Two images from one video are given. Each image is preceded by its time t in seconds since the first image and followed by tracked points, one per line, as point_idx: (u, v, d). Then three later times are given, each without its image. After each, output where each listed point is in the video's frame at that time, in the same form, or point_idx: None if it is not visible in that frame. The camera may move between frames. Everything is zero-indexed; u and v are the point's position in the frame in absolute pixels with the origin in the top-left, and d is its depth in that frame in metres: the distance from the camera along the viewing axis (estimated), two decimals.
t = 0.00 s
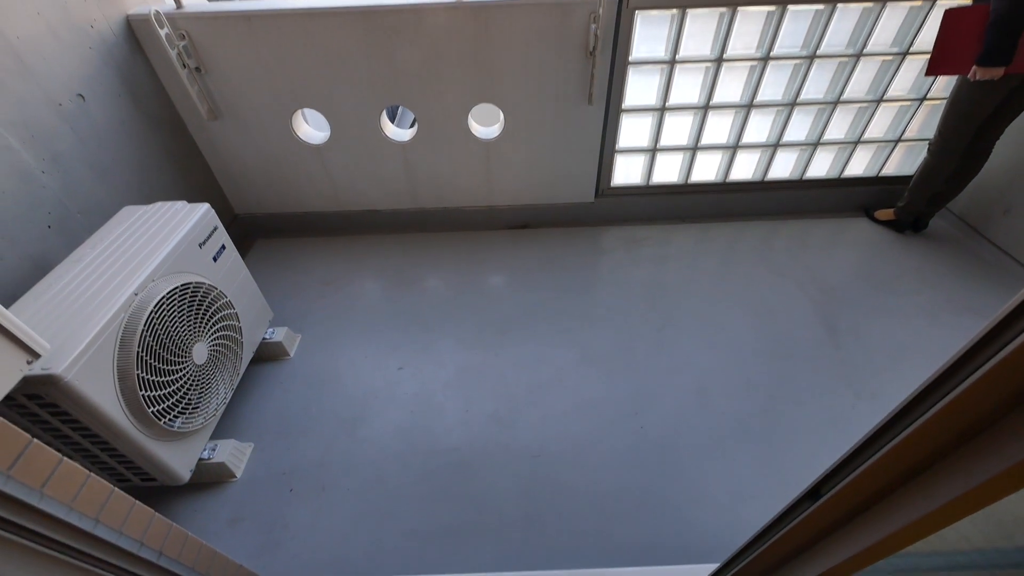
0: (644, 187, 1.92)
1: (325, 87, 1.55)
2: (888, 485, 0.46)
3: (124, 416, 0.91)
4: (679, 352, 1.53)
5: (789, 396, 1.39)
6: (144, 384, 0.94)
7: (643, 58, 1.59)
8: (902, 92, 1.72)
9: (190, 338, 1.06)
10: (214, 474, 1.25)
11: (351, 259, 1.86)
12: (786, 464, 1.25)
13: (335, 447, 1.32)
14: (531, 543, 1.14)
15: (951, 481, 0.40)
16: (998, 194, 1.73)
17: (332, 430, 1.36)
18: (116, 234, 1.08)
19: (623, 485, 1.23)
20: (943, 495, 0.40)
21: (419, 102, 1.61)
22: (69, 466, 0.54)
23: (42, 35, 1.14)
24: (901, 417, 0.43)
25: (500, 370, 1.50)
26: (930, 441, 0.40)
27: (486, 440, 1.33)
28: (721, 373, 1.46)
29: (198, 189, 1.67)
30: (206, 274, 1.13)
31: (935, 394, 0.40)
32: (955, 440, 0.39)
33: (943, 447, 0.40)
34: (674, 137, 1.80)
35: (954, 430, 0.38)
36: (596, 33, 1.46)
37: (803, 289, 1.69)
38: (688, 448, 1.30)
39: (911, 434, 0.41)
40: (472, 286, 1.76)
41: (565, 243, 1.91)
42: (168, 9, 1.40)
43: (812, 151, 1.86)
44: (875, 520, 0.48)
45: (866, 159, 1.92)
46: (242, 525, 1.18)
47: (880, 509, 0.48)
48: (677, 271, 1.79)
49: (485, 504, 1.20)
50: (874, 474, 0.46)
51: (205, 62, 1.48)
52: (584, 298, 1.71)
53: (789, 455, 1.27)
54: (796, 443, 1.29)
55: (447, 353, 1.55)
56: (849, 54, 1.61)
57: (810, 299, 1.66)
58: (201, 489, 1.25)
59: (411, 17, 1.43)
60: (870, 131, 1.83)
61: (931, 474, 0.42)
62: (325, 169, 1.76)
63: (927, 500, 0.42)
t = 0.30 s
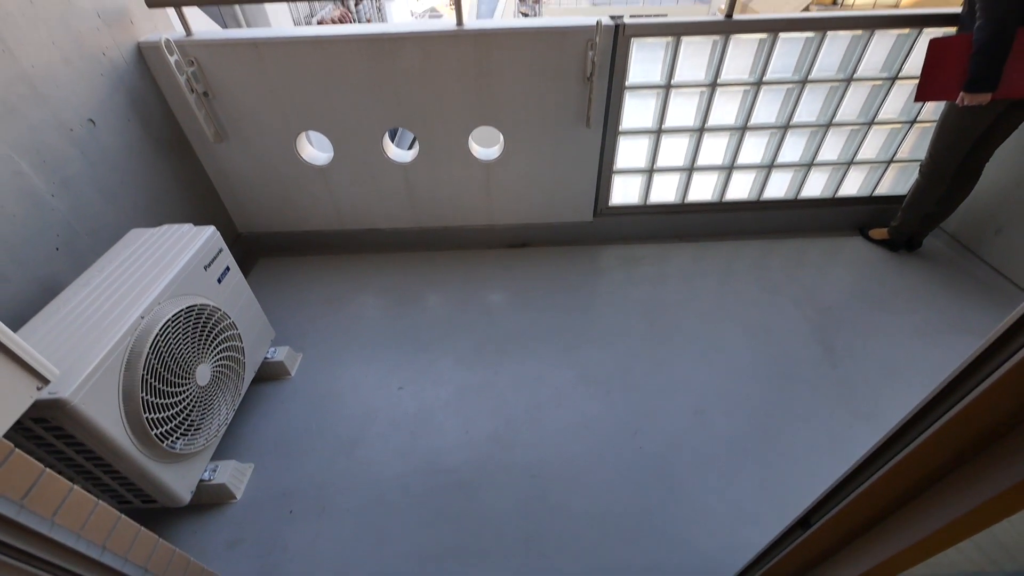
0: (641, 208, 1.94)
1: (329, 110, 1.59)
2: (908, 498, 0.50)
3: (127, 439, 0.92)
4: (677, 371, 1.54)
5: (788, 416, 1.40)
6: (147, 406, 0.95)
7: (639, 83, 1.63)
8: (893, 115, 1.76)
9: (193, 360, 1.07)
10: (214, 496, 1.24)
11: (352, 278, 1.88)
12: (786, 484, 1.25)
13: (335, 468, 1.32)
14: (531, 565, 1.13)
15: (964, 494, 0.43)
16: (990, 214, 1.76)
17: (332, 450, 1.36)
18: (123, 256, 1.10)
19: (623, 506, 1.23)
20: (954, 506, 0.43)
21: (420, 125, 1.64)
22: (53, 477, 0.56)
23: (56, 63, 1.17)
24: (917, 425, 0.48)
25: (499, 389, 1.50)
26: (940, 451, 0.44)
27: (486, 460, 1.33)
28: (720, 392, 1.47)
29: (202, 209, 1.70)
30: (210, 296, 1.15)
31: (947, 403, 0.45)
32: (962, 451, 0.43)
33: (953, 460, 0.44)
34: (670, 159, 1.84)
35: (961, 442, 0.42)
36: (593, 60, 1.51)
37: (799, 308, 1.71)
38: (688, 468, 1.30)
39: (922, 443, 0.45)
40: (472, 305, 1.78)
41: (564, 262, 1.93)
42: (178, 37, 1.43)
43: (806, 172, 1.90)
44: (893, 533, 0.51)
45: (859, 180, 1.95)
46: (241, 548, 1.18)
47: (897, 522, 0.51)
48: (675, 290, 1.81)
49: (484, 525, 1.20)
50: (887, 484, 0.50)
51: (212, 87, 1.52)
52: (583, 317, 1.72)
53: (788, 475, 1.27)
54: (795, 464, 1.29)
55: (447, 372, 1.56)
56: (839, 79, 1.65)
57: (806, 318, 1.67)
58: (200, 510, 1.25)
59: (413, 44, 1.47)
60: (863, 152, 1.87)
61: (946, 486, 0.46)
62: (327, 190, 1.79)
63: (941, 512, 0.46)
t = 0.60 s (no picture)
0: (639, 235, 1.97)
1: (334, 140, 1.63)
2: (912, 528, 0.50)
3: (126, 470, 0.91)
4: (678, 398, 1.54)
5: (789, 443, 1.39)
6: (147, 437, 0.95)
7: (635, 115, 1.68)
8: (882, 146, 1.82)
9: (194, 389, 1.08)
10: (210, 527, 1.22)
11: (353, 304, 1.89)
12: (790, 514, 1.24)
13: (333, 498, 1.30)
14: None
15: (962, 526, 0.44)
16: (981, 241, 1.80)
17: (331, 479, 1.34)
18: (128, 285, 1.11)
19: (626, 537, 1.21)
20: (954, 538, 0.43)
21: (423, 155, 1.68)
22: (28, 498, 0.58)
23: (71, 98, 1.21)
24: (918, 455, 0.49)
25: (500, 416, 1.50)
26: (940, 483, 0.45)
27: (486, 489, 1.31)
28: (721, 419, 1.47)
29: (205, 236, 1.72)
30: (213, 324, 1.16)
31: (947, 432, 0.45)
32: (960, 483, 0.43)
33: (953, 492, 0.45)
34: (666, 187, 1.88)
35: (960, 474, 0.43)
36: (590, 94, 1.55)
37: (797, 334, 1.72)
38: (691, 497, 1.29)
39: (921, 474, 0.46)
40: (472, 331, 1.79)
41: (563, 288, 1.95)
42: (189, 71, 1.48)
43: (799, 200, 1.94)
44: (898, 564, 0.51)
45: (852, 207, 1.99)
46: None
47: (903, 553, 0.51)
48: (674, 316, 1.82)
49: (485, 557, 1.18)
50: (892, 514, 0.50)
51: (221, 119, 1.56)
52: (583, 343, 1.73)
53: (792, 504, 1.26)
54: (798, 493, 1.28)
55: (447, 399, 1.55)
56: (828, 112, 1.71)
57: (805, 345, 1.68)
58: (195, 542, 1.22)
59: (417, 79, 1.52)
60: (854, 181, 1.91)
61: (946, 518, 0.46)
62: (330, 217, 1.82)
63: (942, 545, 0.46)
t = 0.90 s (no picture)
0: (640, 262, 2.00)
1: (341, 173, 1.67)
2: (933, 557, 0.50)
3: (130, 505, 0.90)
4: (684, 426, 1.53)
5: (798, 472, 1.38)
6: (152, 470, 0.94)
7: (635, 147, 1.72)
8: (875, 176, 1.86)
9: (201, 421, 1.07)
10: (210, 564, 1.20)
11: (358, 333, 1.89)
12: (802, 546, 1.21)
13: (336, 532, 1.28)
14: None
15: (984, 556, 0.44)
16: (978, 267, 1.82)
17: (333, 513, 1.32)
18: (137, 317, 1.12)
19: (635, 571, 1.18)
20: (969, 572, 0.44)
21: (428, 186, 1.72)
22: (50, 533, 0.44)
23: (90, 134, 1.25)
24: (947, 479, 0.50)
25: (504, 446, 1.48)
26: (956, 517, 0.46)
27: (492, 521, 1.29)
28: (728, 448, 1.45)
29: (212, 266, 1.74)
30: (220, 355, 1.16)
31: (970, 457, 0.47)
32: (980, 512, 0.44)
33: (973, 521, 0.45)
34: (666, 216, 1.92)
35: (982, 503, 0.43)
36: (590, 128, 1.60)
37: (801, 361, 1.73)
38: (700, 529, 1.26)
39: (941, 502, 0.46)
40: (476, 359, 1.79)
41: (566, 315, 1.96)
42: (203, 107, 1.53)
43: (797, 228, 1.98)
44: None
45: (848, 235, 2.03)
46: None
47: None
48: (677, 343, 1.83)
49: None
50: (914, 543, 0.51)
51: (232, 152, 1.60)
52: (586, 371, 1.73)
53: (803, 535, 1.24)
54: (810, 524, 1.26)
55: (451, 429, 1.54)
56: (821, 143, 1.76)
57: (808, 372, 1.69)
58: None
59: (423, 114, 1.57)
60: (850, 210, 1.95)
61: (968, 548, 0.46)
62: (336, 247, 1.84)
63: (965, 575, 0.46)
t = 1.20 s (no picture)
0: (637, 292, 2.02)
1: (344, 208, 1.69)
2: (1012, 540, 0.53)
3: (133, 553, 0.87)
4: (690, 455, 1.52)
5: (805, 500, 1.37)
6: (156, 516, 0.92)
7: (630, 181, 1.78)
8: (859, 206, 1.94)
9: (205, 462, 1.05)
10: None
11: (357, 367, 1.88)
12: None
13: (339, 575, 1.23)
14: None
15: None
16: (962, 292, 1.88)
17: (336, 554, 1.28)
18: (142, 355, 1.11)
19: None
20: None
21: (429, 220, 1.74)
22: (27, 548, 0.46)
23: (99, 173, 1.26)
24: (1004, 468, 0.53)
25: (510, 480, 1.46)
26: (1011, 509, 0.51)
27: (501, 559, 1.25)
28: (736, 476, 1.45)
29: (211, 301, 1.73)
30: (225, 393, 1.15)
31: None
32: None
33: None
34: (661, 246, 1.96)
35: None
36: (588, 163, 1.66)
37: (800, 387, 1.75)
38: (714, 561, 1.24)
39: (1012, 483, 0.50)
40: (477, 391, 1.77)
41: (566, 345, 1.97)
42: (210, 146, 1.56)
43: (787, 256, 2.03)
44: None
45: (837, 263, 2.09)
46: None
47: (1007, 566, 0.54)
48: (677, 372, 1.84)
49: None
50: (992, 526, 0.54)
51: (236, 189, 1.62)
52: (589, 401, 1.72)
53: (817, 565, 1.22)
54: (821, 554, 1.25)
55: (456, 463, 1.52)
56: (807, 176, 1.84)
57: (808, 398, 1.70)
58: None
59: (425, 151, 1.61)
60: (837, 238, 2.02)
61: None
62: (336, 280, 1.85)
63: None
